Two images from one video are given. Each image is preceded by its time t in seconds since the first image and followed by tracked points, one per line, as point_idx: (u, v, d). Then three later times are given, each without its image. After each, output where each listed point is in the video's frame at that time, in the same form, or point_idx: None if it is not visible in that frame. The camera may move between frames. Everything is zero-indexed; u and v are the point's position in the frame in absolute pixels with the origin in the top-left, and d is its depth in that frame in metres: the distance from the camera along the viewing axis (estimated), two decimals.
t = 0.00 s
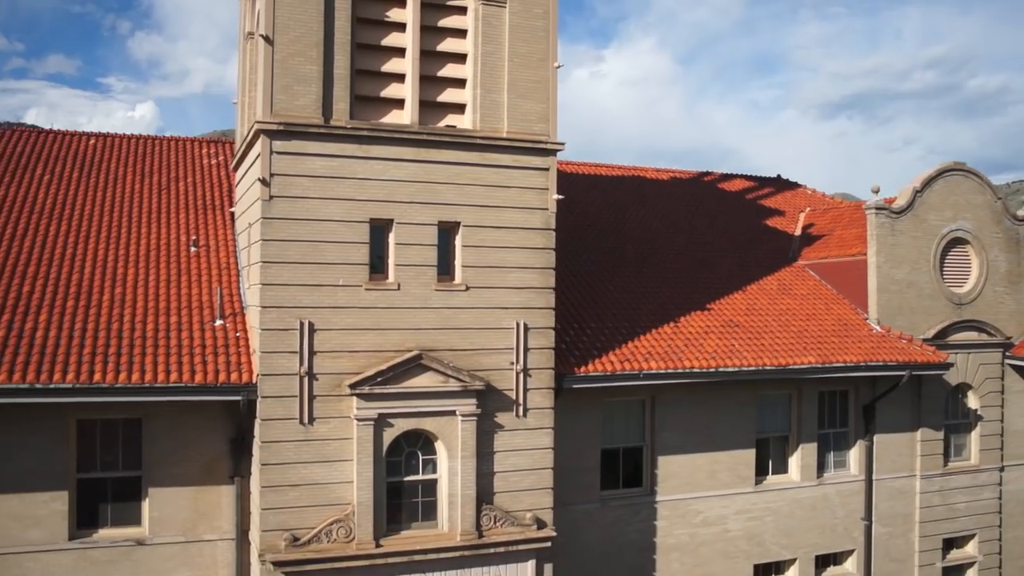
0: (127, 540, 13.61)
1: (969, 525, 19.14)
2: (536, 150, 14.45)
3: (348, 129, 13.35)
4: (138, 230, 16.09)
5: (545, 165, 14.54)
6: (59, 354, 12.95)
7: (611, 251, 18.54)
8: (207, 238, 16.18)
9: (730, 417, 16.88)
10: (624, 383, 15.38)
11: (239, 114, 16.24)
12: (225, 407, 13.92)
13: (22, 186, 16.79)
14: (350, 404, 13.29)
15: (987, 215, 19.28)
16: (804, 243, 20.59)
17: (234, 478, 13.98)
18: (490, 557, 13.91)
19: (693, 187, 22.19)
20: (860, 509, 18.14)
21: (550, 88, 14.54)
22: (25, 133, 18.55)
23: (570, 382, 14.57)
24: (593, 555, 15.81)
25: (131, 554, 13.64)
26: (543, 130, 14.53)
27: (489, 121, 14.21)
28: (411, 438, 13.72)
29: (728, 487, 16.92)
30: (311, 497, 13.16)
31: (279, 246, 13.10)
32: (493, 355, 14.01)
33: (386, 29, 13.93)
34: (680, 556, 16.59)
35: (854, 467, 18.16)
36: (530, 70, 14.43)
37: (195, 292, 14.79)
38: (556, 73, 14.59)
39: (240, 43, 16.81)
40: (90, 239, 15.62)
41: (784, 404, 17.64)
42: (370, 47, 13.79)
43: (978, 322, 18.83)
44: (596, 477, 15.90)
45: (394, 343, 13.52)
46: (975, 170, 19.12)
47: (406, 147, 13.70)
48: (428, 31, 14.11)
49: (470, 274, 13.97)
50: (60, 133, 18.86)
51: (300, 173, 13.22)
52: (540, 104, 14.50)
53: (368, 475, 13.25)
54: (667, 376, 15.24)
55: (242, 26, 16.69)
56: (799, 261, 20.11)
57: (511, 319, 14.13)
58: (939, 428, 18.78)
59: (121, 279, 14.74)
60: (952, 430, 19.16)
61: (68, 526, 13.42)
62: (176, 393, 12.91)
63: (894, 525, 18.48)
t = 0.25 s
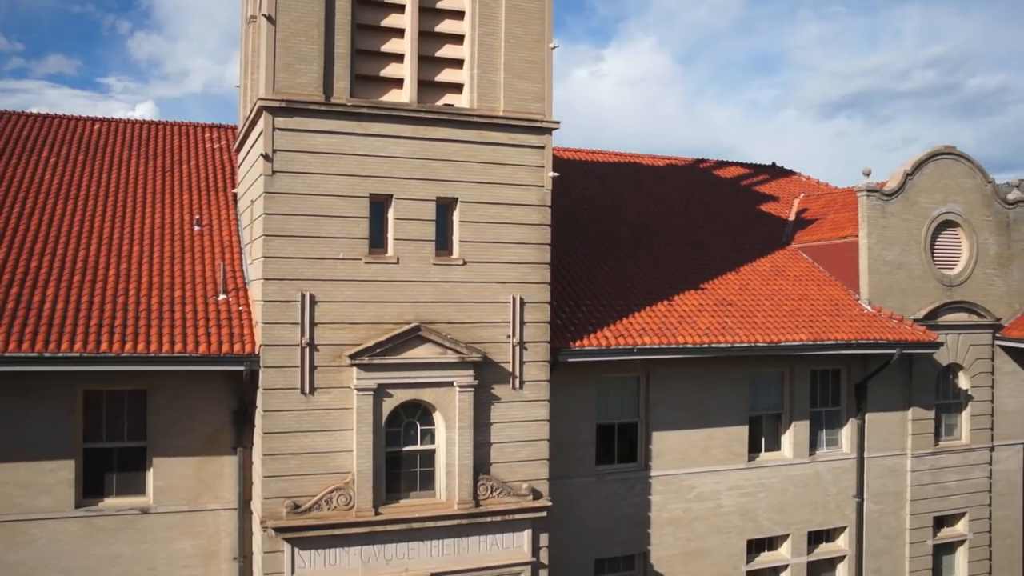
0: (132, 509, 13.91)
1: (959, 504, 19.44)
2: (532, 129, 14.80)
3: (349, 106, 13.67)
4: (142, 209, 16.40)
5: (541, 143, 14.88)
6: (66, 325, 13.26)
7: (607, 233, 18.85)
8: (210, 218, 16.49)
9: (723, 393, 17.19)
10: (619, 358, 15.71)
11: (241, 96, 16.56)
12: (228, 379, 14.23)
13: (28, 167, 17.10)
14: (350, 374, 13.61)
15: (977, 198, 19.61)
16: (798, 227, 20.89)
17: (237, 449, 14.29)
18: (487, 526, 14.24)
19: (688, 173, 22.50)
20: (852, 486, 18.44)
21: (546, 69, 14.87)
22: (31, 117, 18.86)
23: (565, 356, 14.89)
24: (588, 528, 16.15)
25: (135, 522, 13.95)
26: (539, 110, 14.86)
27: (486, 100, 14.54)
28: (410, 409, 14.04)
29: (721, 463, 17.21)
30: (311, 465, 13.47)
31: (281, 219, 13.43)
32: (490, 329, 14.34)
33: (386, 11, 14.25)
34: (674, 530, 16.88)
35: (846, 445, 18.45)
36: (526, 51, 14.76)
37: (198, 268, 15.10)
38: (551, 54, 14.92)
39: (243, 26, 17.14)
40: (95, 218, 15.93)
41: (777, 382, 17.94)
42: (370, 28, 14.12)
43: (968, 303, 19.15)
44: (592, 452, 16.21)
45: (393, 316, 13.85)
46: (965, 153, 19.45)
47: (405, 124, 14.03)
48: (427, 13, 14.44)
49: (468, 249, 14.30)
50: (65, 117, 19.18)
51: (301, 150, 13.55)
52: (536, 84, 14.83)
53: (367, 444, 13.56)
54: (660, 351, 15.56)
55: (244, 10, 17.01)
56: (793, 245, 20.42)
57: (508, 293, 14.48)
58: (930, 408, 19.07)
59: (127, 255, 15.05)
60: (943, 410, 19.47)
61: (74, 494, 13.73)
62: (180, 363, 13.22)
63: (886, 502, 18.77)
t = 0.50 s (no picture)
0: (136, 480, 14.23)
1: (950, 484, 19.73)
2: (527, 110, 15.12)
3: (348, 87, 13.99)
4: (146, 191, 16.73)
5: (536, 124, 15.19)
6: (72, 299, 13.59)
7: (602, 217, 19.16)
8: (212, 200, 16.82)
9: (716, 372, 17.49)
10: (613, 335, 16.04)
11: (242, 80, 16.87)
12: (230, 353, 14.55)
13: (34, 150, 17.43)
14: (350, 348, 13.93)
15: (967, 183, 19.90)
16: (791, 213, 21.19)
17: (239, 422, 14.61)
18: (483, 497, 14.54)
19: (683, 161, 22.81)
20: (844, 465, 18.72)
21: (541, 51, 15.19)
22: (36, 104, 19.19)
23: (560, 332, 15.21)
24: (583, 503, 16.45)
25: (139, 494, 14.26)
26: (534, 91, 15.18)
27: (482, 81, 14.86)
28: (408, 382, 14.36)
29: (715, 441, 17.50)
30: (311, 437, 13.77)
31: (282, 196, 13.75)
32: (486, 304, 14.66)
33: None
34: (668, 507, 17.16)
35: (838, 425, 18.74)
36: (521, 34, 15.07)
37: (201, 247, 15.43)
38: (546, 37, 15.24)
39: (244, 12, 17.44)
40: (100, 199, 16.25)
41: (769, 362, 18.24)
42: (369, 10, 14.43)
43: (958, 286, 19.45)
44: (587, 429, 16.51)
45: (392, 291, 14.18)
46: (955, 139, 19.76)
47: (403, 105, 14.35)
48: None
49: (464, 226, 14.63)
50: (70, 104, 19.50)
51: (301, 129, 13.87)
52: (531, 67, 15.15)
53: (366, 416, 13.87)
54: (653, 328, 15.88)
55: None
56: (785, 230, 20.72)
57: (504, 270, 14.81)
58: (921, 389, 19.36)
59: (131, 234, 15.37)
60: (934, 391, 19.77)
61: (80, 465, 14.05)
62: (184, 336, 13.54)
63: (878, 482, 19.05)
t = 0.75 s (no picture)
0: (140, 453, 14.55)
1: (940, 465, 20.03)
2: (522, 92, 15.46)
3: (347, 69, 14.32)
4: (149, 174, 17.04)
5: (531, 106, 15.53)
6: (78, 275, 13.91)
7: (597, 202, 19.48)
8: (214, 183, 17.14)
9: (708, 352, 17.79)
10: (606, 313, 16.37)
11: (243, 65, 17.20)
12: (231, 330, 14.84)
13: (39, 135, 17.74)
14: (349, 323, 14.26)
15: (956, 169, 20.22)
16: (783, 199, 21.51)
17: (240, 397, 14.90)
18: (479, 470, 14.87)
19: (678, 150, 23.12)
20: (835, 445, 19.02)
21: (535, 35, 15.53)
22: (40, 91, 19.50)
23: (555, 310, 15.54)
24: (578, 479, 16.77)
25: (142, 467, 14.57)
26: (528, 74, 15.52)
27: (478, 64, 15.20)
28: (405, 357, 14.67)
29: (707, 420, 17.80)
30: (311, 410, 14.09)
31: (282, 175, 14.08)
32: (481, 282, 15.00)
33: None
34: (661, 485, 17.45)
35: (829, 405, 19.04)
36: (516, 18, 15.41)
37: (203, 227, 15.75)
38: (540, 22, 15.57)
39: None
40: (104, 181, 16.57)
41: (761, 343, 18.54)
42: None
43: (947, 270, 19.77)
44: (581, 406, 16.82)
45: (389, 268, 14.52)
46: (944, 126, 20.08)
47: (401, 87, 14.68)
48: None
49: (460, 205, 14.97)
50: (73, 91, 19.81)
51: (301, 109, 14.20)
52: (526, 50, 15.49)
53: (364, 390, 14.19)
54: (646, 307, 16.21)
55: None
56: (778, 216, 21.03)
57: (499, 248, 15.16)
58: (911, 371, 19.67)
59: (134, 214, 15.69)
60: (924, 373, 20.08)
61: (84, 438, 14.37)
62: (186, 311, 13.86)
63: (869, 462, 19.35)
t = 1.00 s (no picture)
0: (143, 427, 14.88)
1: (930, 446, 20.35)
2: (517, 75, 15.81)
3: (346, 50, 14.66)
4: (152, 157, 17.39)
5: (525, 89, 15.88)
6: (83, 251, 14.25)
7: (592, 186, 19.82)
8: (216, 165, 17.49)
9: (701, 332, 18.12)
10: (599, 292, 16.72)
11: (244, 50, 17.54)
12: (233, 306, 15.18)
13: (44, 119, 18.08)
14: (347, 298, 14.60)
15: (945, 155, 20.56)
16: (776, 186, 21.84)
17: (241, 372, 15.25)
18: (475, 443, 15.19)
19: (672, 138, 23.46)
20: (826, 426, 19.32)
21: (529, 20, 15.88)
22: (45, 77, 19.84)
23: (549, 288, 15.90)
24: (572, 456, 17.09)
25: (146, 440, 14.91)
26: (523, 57, 15.87)
27: (473, 48, 15.54)
28: (403, 332, 15.01)
29: (700, 399, 18.12)
30: (311, 383, 14.42)
31: (282, 153, 14.42)
32: (477, 259, 15.34)
33: None
34: (655, 462, 17.77)
35: (820, 386, 19.36)
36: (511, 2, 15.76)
37: (205, 207, 16.09)
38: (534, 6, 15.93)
39: None
40: (108, 163, 16.91)
41: (753, 324, 18.86)
42: None
43: (937, 254, 20.11)
44: (575, 384, 17.14)
45: (387, 245, 14.86)
46: (933, 112, 20.43)
47: (398, 69, 15.03)
48: None
49: (457, 184, 15.32)
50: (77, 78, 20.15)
51: (301, 90, 14.53)
52: (520, 34, 15.84)
53: (363, 364, 14.53)
54: (639, 286, 16.55)
55: None
56: (770, 201, 21.37)
57: (495, 227, 15.52)
58: (901, 352, 19.99)
59: (138, 195, 16.04)
60: (913, 355, 20.41)
61: (89, 412, 14.70)
62: (189, 286, 14.20)
63: (859, 442, 19.66)
